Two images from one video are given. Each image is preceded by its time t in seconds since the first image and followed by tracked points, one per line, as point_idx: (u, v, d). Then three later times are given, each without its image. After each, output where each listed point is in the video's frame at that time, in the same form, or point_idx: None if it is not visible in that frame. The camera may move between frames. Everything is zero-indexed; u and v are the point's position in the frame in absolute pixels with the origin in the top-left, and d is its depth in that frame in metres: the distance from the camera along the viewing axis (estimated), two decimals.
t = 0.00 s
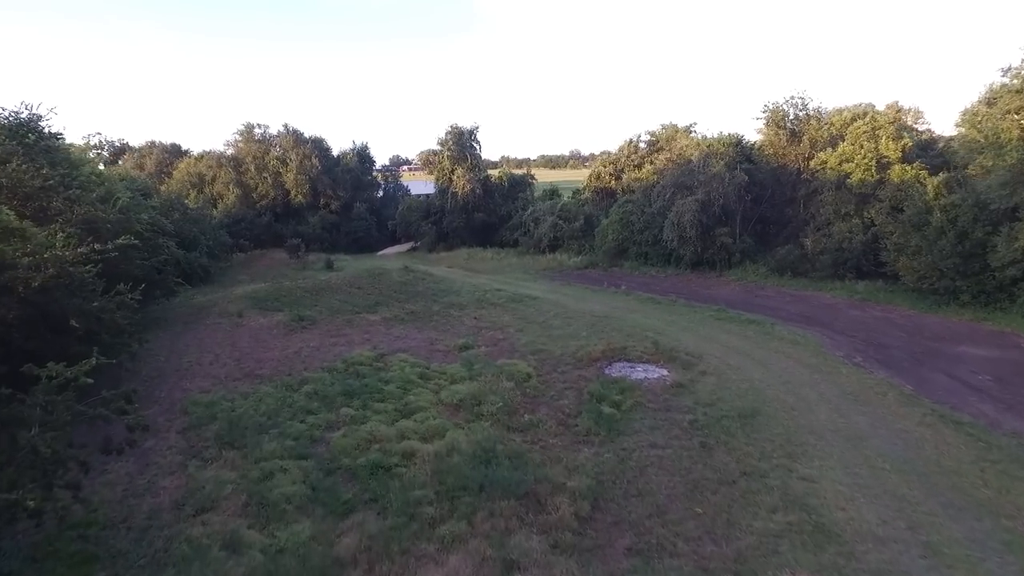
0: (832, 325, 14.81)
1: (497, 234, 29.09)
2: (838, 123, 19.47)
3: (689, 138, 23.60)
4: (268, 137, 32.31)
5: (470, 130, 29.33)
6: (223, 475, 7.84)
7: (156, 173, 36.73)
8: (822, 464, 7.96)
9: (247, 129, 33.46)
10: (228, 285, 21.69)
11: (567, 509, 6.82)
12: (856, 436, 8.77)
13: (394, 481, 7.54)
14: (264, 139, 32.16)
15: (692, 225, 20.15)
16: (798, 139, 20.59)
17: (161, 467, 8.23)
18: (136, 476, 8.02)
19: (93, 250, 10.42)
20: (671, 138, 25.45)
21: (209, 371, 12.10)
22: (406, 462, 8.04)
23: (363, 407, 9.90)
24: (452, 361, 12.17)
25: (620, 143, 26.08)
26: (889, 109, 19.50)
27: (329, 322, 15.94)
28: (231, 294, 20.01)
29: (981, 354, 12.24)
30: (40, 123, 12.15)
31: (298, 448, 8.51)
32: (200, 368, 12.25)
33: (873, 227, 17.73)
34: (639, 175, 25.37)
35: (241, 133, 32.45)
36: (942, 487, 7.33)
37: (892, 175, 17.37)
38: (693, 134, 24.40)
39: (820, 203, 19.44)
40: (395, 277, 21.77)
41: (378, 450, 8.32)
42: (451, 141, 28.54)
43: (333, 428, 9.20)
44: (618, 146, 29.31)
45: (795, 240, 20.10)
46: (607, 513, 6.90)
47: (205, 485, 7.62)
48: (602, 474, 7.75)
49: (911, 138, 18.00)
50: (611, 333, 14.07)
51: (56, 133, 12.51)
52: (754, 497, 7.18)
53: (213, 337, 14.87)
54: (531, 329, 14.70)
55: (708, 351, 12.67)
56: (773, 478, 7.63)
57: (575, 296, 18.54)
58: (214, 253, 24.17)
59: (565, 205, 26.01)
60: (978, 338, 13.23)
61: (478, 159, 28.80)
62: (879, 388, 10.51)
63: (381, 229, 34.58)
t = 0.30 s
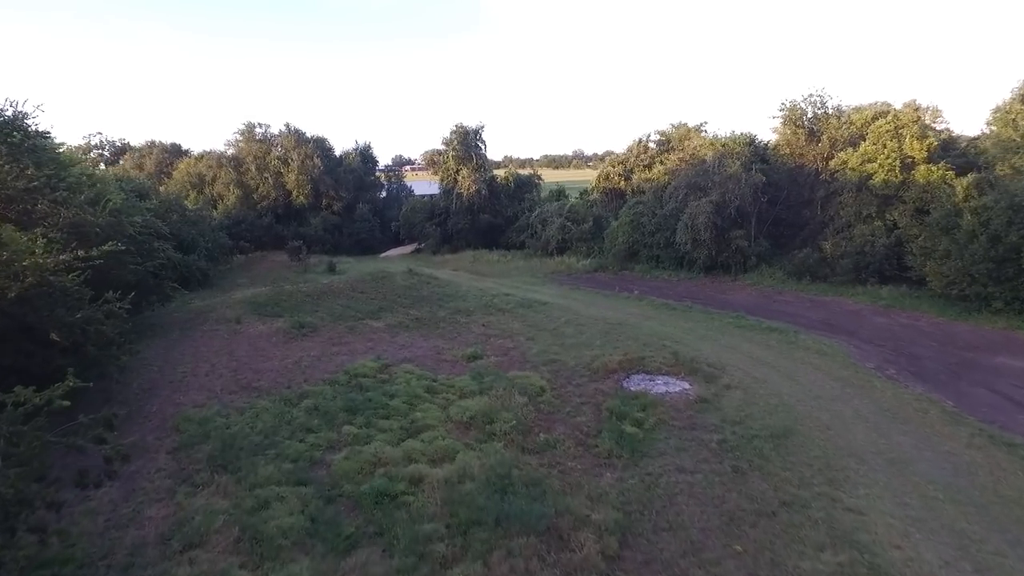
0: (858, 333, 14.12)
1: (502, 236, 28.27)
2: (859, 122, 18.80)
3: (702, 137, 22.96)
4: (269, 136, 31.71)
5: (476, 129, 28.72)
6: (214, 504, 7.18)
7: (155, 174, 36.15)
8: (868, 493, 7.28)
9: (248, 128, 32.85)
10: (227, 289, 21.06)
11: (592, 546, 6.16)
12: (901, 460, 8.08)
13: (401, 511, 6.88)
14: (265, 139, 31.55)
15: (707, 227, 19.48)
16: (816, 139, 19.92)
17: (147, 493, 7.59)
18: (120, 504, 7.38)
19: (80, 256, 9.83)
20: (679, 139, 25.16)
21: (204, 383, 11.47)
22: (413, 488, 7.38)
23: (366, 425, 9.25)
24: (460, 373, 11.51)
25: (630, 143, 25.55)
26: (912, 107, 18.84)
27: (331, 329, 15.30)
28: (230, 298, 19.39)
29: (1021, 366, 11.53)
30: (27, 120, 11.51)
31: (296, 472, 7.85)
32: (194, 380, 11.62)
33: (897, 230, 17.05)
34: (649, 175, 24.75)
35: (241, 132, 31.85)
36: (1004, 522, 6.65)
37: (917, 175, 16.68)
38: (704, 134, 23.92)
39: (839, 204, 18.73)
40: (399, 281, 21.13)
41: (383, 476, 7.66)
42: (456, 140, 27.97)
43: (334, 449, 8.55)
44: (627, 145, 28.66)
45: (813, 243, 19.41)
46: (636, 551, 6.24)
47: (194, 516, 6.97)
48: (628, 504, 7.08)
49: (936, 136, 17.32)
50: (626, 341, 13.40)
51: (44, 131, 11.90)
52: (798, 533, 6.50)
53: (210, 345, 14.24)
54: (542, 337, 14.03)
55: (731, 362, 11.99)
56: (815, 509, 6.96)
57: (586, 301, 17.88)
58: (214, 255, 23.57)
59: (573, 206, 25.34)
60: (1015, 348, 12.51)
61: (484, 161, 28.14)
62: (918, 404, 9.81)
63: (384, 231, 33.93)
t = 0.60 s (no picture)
0: (887, 343, 13.40)
1: (508, 238, 27.61)
2: (881, 121, 18.09)
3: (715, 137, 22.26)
4: (269, 136, 31.08)
5: (481, 128, 28.04)
6: (200, 541, 6.50)
7: (154, 174, 35.50)
8: (926, 530, 6.55)
9: (248, 128, 32.24)
10: (226, 294, 20.42)
11: None
12: (955, 490, 7.36)
13: (407, 551, 6.18)
14: (266, 139, 30.91)
15: (722, 230, 18.79)
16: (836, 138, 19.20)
17: (129, 527, 6.91)
18: (98, 540, 6.71)
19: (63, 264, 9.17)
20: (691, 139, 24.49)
21: (197, 398, 10.81)
22: (420, 523, 6.68)
23: (369, 447, 8.56)
24: (469, 388, 10.82)
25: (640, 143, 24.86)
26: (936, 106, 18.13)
27: (332, 338, 14.61)
28: (228, 304, 18.73)
29: None
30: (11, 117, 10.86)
31: (292, 503, 7.16)
32: (187, 395, 10.95)
33: (923, 234, 16.33)
34: (660, 176, 24.06)
35: (242, 132, 31.22)
36: None
37: (944, 176, 15.98)
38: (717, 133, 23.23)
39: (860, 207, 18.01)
40: (402, 285, 20.43)
41: (386, 508, 6.96)
42: (461, 140, 27.34)
43: (334, 476, 7.85)
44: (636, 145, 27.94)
45: (833, 247, 18.70)
46: None
47: (177, 556, 6.29)
48: (659, 543, 6.37)
49: (963, 136, 16.63)
50: (643, 352, 12.70)
51: (29, 130, 11.24)
52: None
53: (205, 354, 13.58)
54: (553, 347, 13.34)
55: (756, 375, 11.27)
56: (869, 549, 6.23)
57: (597, 307, 17.18)
58: (212, 259, 22.92)
59: (582, 208, 24.65)
60: None
61: (489, 159, 27.58)
62: (965, 424, 9.07)
63: (387, 232, 33.27)
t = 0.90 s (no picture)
0: (920, 353, 12.64)
1: (514, 240, 26.91)
2: (906, 119, 17.33)
3: (730, 136, 21.48)
4: (270, 135, 30.39)
5: (486, 128, 27.31)
6: None
7: (152, 175, 34.84)
8: None
9: (248, 127, 31.56)
10: (223, 298, 19.74)
11: None
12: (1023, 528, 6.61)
13: None
14: (266, 138, 30.22)
15: (739, 233, 18.05)
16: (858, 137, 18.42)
17: (104, 568, 6.22)
18: None
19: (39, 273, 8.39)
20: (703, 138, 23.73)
21: (187, 415, 10.10)
22: (428, 567, 5.94)
23: (371, 474, 7.84)
24: (479, 404, 10.10)
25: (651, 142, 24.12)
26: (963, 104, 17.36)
27: (332, 347, 13.91)
28: (225, 310, 18.04)
29: None
30: None
31: (286, 541, 6.44)
32: (177, 411, 10.26)
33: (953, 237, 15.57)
34: (672, 176, 23.31)
35: (242, 131, 30.54)
36: None
37: (975, 177, 15.23)
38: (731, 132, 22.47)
39: (884, 209, 17.24)
40: (406, 290, 19.72)
41: (391, 548, 6.23)
42: (467, 140, 26.58)
43: (333, 509, 7.14)
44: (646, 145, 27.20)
45: (854, 251, 17.95)
46: None
47: None
48: None
49: (994, 136, 15.89)
50: (662, 364, 11.96)
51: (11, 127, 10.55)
52: None
53: (199, 365, 12.89)
54: (566, 358, 12.61)
55: (786, 391, 10.52)
56: None
57: (610, 314, 16.44)
58: (210, 262, 22.26)
59: (590, 209, 23.92)
60: None
61: (495, 160, 26.85)
62: (1022, 449, 8.30)
63: (390, 234, 32.59)
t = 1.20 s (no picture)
0: (957, 365, 11.87)
1: (520, 242, 26.18)
2: (933, 117, 16.56)
3: (745, 135, 20.70)
4: (269, 134, 29.70)
5: (492, 127, 26.57)
6: None
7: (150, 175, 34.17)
8: None
9: (248, 126, 30.89)
10: (219, 303, 19.04)
11: None
12: None
13: None
14: (265, 137, 29.53)
15: (757, 236, 17.30)
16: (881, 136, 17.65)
17: None
18: None
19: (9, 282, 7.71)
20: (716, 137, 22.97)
21: (175, 434, 9.38)
22: None
23: (373, 506, 7.09)
24: (489, 423, 9.36)
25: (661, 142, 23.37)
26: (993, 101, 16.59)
27: (332, 357, 13.18)
28: (221, 316, 17.32)
29: None
30: None
31: None
32: (165, 430, 9.54)
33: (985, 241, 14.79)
34: (684, 177, 22.56)
35: (241, 130, 29.85)
36: None
37: (1009, 178, 14.46)
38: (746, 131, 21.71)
39: (909, 211, 16.47)
40: (409, 295, 18.97)
41: None
42: (471, 139, 25.85)
43: (330, 548, 6.39)
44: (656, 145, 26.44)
45: (877, 254, 17.18)
46: None
47: None
48: None
49: None
50: (683, 378, 11.21)
51: None
52: None
53: (190, 377, 12.17)
54: (581, 370, 11.87)
55: (819, 408, 9.76)
56: None
57: (622, 321, 15.70)
58: (207, 265, 21.54)
59: (600, 211, 23.17)
60: None
61: (500, 159, 26.12)
62: None
63: (392, 235, 31.87)
